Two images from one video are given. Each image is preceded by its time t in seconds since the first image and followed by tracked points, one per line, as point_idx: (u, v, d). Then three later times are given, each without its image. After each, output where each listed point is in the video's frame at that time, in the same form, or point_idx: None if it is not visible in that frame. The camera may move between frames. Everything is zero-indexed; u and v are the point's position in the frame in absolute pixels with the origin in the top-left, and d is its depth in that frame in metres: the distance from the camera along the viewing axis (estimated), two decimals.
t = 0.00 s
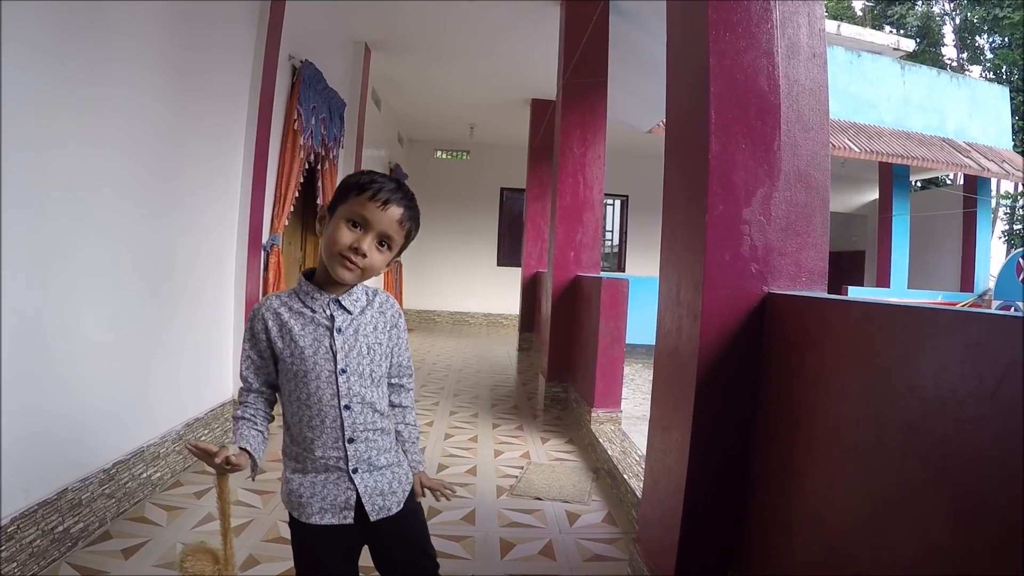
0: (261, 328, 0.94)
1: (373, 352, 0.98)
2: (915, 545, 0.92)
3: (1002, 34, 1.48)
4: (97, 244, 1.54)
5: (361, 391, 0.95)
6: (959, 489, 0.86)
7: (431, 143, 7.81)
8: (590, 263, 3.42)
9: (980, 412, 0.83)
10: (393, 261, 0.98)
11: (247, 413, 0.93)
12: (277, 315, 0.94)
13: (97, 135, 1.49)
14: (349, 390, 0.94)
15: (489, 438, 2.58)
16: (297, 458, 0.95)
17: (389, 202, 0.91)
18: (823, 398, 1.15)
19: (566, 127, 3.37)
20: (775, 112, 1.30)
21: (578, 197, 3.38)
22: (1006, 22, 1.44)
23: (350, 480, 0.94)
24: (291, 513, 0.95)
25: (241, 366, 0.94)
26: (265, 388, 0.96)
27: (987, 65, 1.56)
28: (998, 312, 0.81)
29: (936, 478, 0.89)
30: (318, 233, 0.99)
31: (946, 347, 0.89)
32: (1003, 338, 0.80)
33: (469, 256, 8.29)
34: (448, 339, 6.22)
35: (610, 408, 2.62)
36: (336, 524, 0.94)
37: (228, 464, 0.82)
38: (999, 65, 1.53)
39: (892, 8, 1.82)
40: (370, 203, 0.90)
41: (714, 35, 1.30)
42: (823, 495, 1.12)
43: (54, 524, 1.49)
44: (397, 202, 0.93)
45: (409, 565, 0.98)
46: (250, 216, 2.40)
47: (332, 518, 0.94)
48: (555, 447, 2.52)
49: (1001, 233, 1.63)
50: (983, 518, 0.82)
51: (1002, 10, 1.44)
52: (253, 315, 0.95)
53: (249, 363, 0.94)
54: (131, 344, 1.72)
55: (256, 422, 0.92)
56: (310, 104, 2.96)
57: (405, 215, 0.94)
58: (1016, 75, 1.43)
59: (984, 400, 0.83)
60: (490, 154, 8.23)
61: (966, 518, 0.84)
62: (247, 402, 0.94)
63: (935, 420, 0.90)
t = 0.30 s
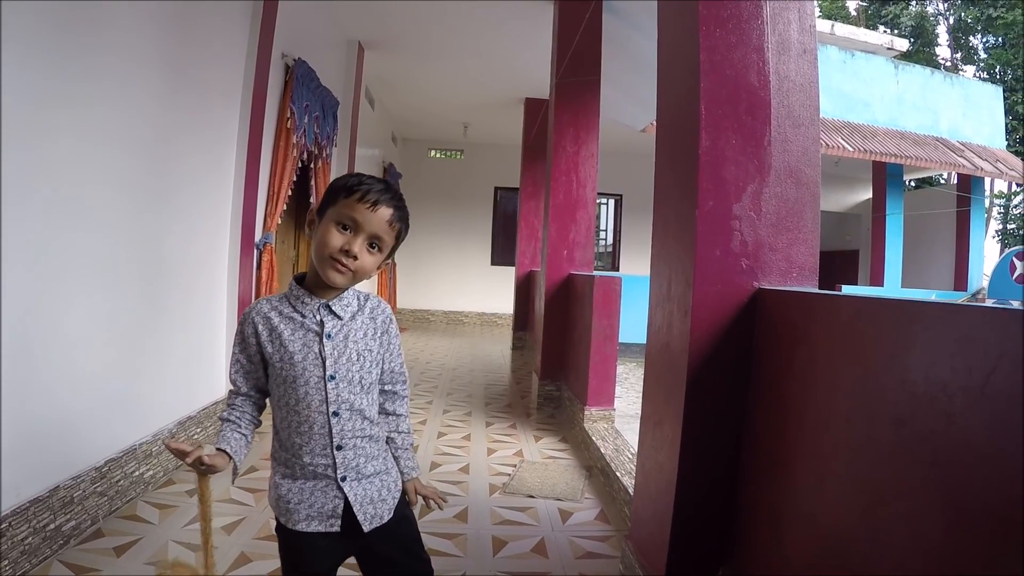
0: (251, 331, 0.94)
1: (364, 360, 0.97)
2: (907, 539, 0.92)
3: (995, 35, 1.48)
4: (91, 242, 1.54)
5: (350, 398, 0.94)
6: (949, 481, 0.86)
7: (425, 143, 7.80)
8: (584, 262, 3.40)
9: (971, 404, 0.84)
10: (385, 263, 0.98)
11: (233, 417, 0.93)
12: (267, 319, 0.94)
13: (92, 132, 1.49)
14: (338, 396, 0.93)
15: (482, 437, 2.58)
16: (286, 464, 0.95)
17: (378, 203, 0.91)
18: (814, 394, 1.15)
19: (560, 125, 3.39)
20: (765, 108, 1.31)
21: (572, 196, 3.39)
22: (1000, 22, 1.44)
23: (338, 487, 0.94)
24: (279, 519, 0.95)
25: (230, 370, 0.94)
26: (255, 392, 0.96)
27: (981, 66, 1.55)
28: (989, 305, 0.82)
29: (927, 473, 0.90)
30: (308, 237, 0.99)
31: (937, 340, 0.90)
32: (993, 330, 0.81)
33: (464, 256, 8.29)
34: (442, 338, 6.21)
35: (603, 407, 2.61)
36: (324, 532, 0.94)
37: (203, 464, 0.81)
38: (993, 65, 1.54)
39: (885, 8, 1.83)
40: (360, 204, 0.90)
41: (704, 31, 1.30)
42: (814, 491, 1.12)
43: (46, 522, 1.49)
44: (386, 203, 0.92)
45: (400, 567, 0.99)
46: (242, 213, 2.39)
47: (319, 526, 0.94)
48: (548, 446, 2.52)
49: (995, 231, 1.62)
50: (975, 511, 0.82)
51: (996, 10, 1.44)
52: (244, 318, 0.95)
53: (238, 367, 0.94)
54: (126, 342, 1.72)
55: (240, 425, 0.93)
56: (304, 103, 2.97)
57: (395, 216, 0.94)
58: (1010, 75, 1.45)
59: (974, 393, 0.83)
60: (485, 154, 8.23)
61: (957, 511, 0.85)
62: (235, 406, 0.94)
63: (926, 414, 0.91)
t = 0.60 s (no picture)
0: (242, 337, 0.94)
1: (355, 366, 0.97)
2: (900, 534, 0.93)
3: (992, 35, 1.47)
4: (90, 240, 1.54)
5: (341, 404, 0.94)
6: (944, 476, 0.86)
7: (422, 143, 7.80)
8: (580, 261, 3.42)
9: (967, 399, 0.84)
10: (376, 271, 0.98)
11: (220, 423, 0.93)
12: (259, 325, 0.94)
13: (92, 130, 1.49)
14: (329, 402, 0.93)
15: (479, 436, 2.58)
16: (277, 470, 0.95)
17: (372, 212, 0.91)
18: (808, 393, 1.15)
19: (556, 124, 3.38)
20: (760, 104, 1.31)
21: (568, 195, 3.39)
22: (997, 22, 1.44)
23: (331, 493, 0.93)
24: (271, 526, 0.94)
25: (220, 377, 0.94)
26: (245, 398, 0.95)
27: (977, 66, 1.53)
28: (984, 299, 0.82)
29: (920, 468, 0.90)
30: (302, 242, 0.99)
31: (931, 335, 0.90)
32: (988, 325, 0.81)
33: (461, 255, 8.29)
34: (439, 337, 6.21)
35: (600, 405, 2.62)
36: (317, 540, 0.93)
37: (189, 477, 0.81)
38: (990, 65, 1.51)
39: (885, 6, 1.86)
40: (353, 212, 0.90)
41: (699, 27, 1.30)
42: (809, 490, 1.12)
43: (42, 519, 1.49)
44: (380, 212, 0.93)
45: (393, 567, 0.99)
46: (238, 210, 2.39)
47: (312, 533, 0.93)
48: (544, 445, 2.52)
49: (993, 231, 1.61)
50: (968, 507, 0.82)
51: (994, 10, 1.44)
52: (236, 324, 0.95)
53: (228, 373, 0.94)
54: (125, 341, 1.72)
55: (228, 432, 0.92)
56: (299, 102, 2.96)
57: (388, 225, 0.94)
58: (1007, 76, 1.44)
59: (968, 388, 0.84)
60: (482, 153, 8.24)
61: (951, 506, 0.85)
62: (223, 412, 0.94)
63: (919, 409, 0.91)
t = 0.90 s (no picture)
0: (232, 319, 0.93)
1: (346, 349, 0.98)
2: (892, 528, 0.92)
3: (991, 35, 1.47)
4: (93, 239, 1.54)
5: (332, 387, 0.95)
6: (935, 472, 0.86)
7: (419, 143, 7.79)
8: (576, 259, 3.42)
9: (957, 393, 0.84)
10: (370, 258, 0.98)
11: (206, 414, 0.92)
12: (249, 307, 0.93)
13: (94, 129, 1.49)
14: (320, 385, 0.93)
15: (474, 434, 2.58)
16: (266, 454, 0.94)
17: (368, 200, 0.91)
18: (801, 386, 1.14)
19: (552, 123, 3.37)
20: (753, 100, 1.31)
21: (565, 193, 3.39)
22: (995, 22, 1.44)
23: (321, 476, 0.93)
24: (260, 510, 0.94)
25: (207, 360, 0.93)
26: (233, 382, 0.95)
27: (976, 65, 1.55)
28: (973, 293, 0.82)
29: (912, 463, 0.90)
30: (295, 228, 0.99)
31: (922, 329, 0.90)
32: (979, 318, 0.81)
33: (457, 254, 8.30)
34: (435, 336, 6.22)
35: (595, 403, 2.62)
36: (306, 523, 0.93)
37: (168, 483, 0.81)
38: (988, 65, 1.52)
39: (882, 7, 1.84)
40: (350, 199, 0.90)
41: (693, 23, 1.30)
42: (801, 486, 1.12)
43: (36, 516, 1.49)
44: (377, 201, 0.92)
45: (386, 557, 0.98)
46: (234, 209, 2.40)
47: (302, 517, 0.93)
48: (540, 443, 2.52)
49: (990, 230, 1.61)
50: (960, 501, 0.82)
51: (992, 10, 1.44)
52: (226, 306, 0.94)
53: (216, 356, 0.93)
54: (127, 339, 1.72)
55: (213, 425, 0.91)
56: (297, 100, 3.00)
57: (385, 213, 0.94)
58: (1005, 74, 1.45)
59: (959, 382, 0.83)
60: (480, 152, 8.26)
61: (943, 500, 0.84)
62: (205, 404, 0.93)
63: (911, 404, 0.91)
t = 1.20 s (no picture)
0: (226, 299, 0.92)
1: (339, 331, 0.98)
2: (878, 525, 0.93)
3: (985, 37, 1.47)
4: (90, 237, 1.54)
5: (327, 368, 0.95)
6: (921, 469, 0.87)
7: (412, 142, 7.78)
8: (569, 259, 3.43)
9: (944, 390, 0.84)
10: (364, 239, 0.97)
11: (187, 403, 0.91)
12: (244, 286, 0.92)
13: (91, 127, 1.49)
14: (314, 366, 0.93)
15: (466, 433, 2.58)
16: (259, 437, 0.94)
17: (362, 179, 0.91)
18: (790, 383, 1.15)
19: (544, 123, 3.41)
20: (743, 99, 1.31)
21: (557, 193, 3.40)
22: (989, 25, 1.43)
23: (314, 461, 0.93)
24: (253, 495, 0.94)
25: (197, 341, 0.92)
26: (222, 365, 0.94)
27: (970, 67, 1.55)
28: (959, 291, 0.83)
29: (899, 459, 0.90)
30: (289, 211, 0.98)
31: (909, 325, 0.90)
32: (966, 315, 0.82)
33: (451, 253, 8.31)
34: (427, 336, 6.22)
35: (586, 403, 2.63)
36: (299, 508, 0.93)
37: (145, 487, 0.81)
38: (983, 66, 1.51)
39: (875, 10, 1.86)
40: (344, 178, 0.90)
41: (683, 22, 1.31)
42: (788, 482, 1.12)
43: (26, 513, 1.49)
44: (371, 180, 0.92)
45: (375, 548, 0.97)
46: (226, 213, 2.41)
47: (294, 502, 0.93)
48: (532, 442, 2.52)
49: (983, 232, 1.62)
50: (947, 497, 0.83)
51: (985, 12, 1.43)
52: (219, 286, 0.93)
53: (207, 337, 0.91)
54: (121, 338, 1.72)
55: (195, 413, 0.90)
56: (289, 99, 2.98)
57: (378, 193, 0.94)
58: (1000, 76, 1.45)
59: (945, 378, 0.84)
60: (475, 152, 8.27)
61: (930, 497, 0.85)
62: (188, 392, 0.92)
63: (898, 400, 0.91)
